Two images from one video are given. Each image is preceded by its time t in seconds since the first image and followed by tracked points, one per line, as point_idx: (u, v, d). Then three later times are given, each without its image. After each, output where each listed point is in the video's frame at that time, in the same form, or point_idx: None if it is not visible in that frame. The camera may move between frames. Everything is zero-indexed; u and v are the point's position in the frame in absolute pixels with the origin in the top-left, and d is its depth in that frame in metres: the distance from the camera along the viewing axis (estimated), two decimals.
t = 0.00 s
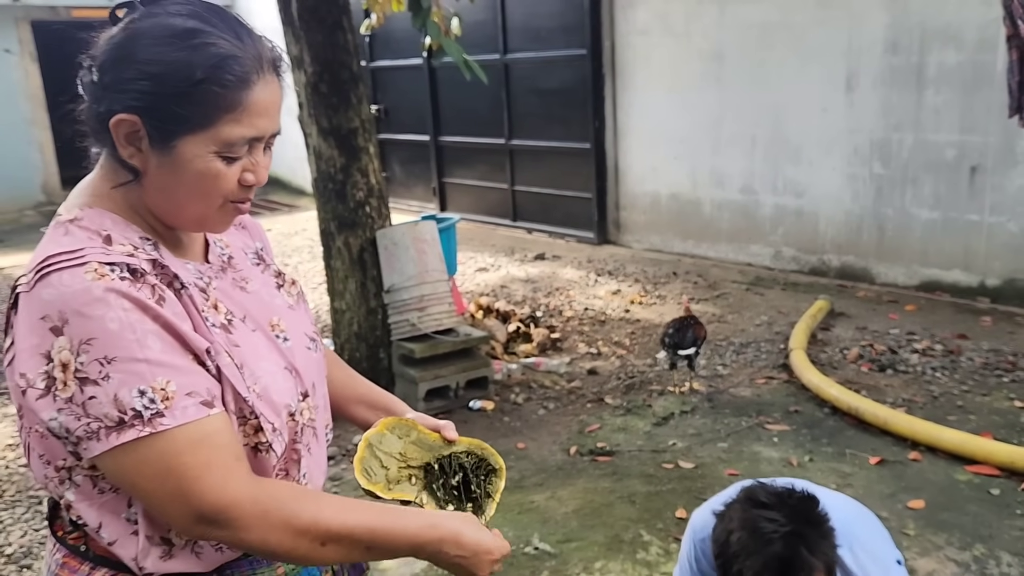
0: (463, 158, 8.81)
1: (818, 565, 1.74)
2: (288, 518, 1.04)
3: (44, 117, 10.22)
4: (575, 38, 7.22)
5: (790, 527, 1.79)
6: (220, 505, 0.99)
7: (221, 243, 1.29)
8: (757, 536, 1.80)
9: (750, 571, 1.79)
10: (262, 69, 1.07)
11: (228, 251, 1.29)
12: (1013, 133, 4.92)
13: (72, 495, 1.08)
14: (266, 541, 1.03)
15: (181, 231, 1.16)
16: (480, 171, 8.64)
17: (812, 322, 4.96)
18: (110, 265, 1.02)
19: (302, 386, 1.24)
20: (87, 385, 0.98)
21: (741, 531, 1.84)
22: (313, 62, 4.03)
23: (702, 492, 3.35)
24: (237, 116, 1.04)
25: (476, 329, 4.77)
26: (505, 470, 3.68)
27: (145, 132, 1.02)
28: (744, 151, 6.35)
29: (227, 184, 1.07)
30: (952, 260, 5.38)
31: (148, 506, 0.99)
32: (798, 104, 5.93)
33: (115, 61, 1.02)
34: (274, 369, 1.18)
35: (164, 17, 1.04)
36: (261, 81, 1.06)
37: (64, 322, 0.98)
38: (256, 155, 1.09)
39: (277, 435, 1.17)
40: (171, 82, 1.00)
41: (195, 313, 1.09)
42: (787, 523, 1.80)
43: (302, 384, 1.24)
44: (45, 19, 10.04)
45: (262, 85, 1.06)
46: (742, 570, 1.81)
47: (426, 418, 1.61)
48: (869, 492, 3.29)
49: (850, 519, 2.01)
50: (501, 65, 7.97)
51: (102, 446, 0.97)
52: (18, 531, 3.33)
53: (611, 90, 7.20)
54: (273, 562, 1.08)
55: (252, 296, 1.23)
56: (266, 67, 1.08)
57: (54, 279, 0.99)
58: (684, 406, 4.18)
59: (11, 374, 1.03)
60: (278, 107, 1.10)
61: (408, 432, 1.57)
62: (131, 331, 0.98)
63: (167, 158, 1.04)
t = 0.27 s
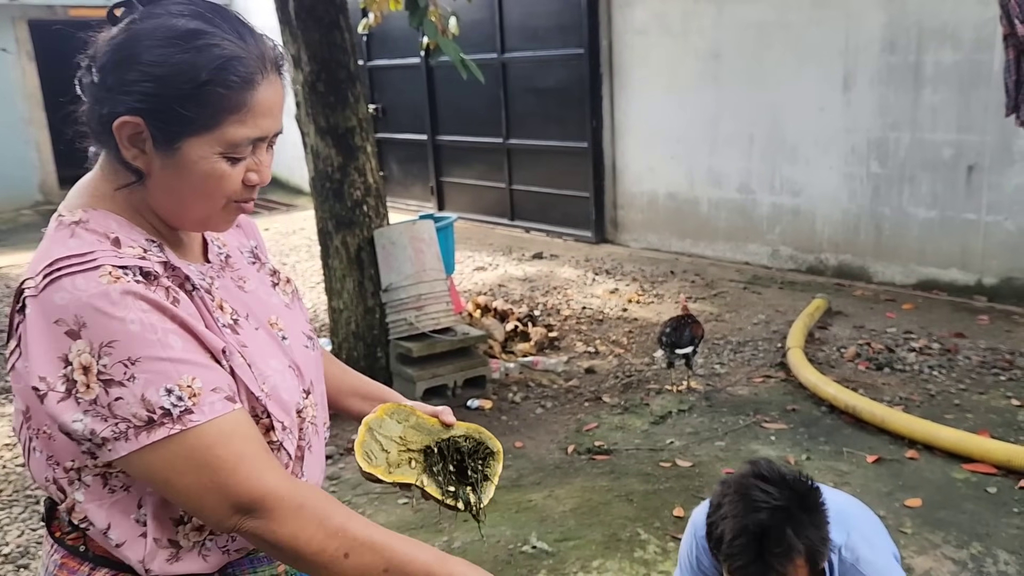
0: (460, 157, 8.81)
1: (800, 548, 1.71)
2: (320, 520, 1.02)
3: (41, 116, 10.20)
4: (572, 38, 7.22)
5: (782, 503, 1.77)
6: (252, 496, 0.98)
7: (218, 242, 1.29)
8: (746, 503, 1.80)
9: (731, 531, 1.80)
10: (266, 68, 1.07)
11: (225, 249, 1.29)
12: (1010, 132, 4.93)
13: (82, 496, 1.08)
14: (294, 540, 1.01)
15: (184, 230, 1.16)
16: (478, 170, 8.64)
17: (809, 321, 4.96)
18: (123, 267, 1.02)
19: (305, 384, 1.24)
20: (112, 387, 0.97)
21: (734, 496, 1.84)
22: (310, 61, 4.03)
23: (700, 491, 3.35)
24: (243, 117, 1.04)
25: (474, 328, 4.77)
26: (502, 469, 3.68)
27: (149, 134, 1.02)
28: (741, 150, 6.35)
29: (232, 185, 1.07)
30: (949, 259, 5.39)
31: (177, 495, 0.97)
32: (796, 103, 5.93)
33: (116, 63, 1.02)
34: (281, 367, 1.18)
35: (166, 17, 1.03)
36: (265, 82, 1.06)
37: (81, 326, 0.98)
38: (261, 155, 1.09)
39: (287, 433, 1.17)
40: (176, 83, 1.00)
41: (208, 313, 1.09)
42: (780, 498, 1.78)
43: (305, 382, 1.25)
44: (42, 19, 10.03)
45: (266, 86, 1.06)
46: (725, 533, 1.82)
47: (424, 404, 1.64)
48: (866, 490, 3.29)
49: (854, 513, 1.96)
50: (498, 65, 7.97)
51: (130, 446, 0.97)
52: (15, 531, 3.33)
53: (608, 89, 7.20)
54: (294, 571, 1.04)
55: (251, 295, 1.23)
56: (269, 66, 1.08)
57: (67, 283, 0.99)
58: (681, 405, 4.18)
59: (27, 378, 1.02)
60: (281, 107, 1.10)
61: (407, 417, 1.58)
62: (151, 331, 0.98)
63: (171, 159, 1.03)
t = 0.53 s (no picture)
0: (458, 156, 8.81)
1: (780, 541, 1.71)
2: (325, 524, 1.03)
3: (38, 115, 10.18)
4: (570, 37, 7.23)
5: (772, 495, 1.76)
6: (257, 501, 0.99)
7: (218, 242, 1.30)
8: (735, 488, 1.81)
9: (716, 514, 1.81)
10: (273, 72, 1.08)
11: (224, 248, 1.30)
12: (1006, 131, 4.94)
13: (88, 498, 1.08)
14: (300, 543, 1.01)
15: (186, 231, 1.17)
16: (475, 169, 8.64)
17: (806, 320, 4.97)
18: (130, 271, 1.02)
19: (306, 383, 1.25)
20: (119, 392, 0.98)
21: (726, 481, 1.85)
22: (307, 60, 4.03)
23: (696, 489, 3.36)
24: (249, 121, 1.05)
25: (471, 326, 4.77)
26: (500, 467, 3.69)
27: (155, 137, 1.03)
28: (738, 149, 6.36)
29: (237, 187, 1.08)
30: (945, 258, 5.40)
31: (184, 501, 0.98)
32: (792, 103, 5.94)
33: (122, 67, 1.02)
34: (285, 368, 1.19)
35: (174, 21, 1.03)
36: (272, 86, 1.07)
37: (88, 331, 0.99)
38: (265, 157, 1.10)
39: (293, 434, 1.17)
40: (184, 87, 1.00)
41: (214, 316, 1.09)
42: (771, 490, 1.77)
43: (306, 381, 1.26)
44: (39, 17, 10.02)
45: (273, 89, 1.07)
46: (710, 513, 1.84)
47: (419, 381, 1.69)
48: (862, 489, 3.30)
49: (852, 514, 1.94)
50: (496, 64, 7.98)
51: (137, 451, 0.97)
52: (12, 530, 3.33)
53: (605, 88, 7.21)
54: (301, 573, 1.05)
55: (251, 294, 1.24)
56: (276, 70, 1.09)
57: (73, 287, 1.00)
58: (678, 404, 4.19)
59: (32, 382, 1.02)
60: (287, 109, 1.10)
61: (404, 394, 1.63)
62: (159, 337, 0.99)
63: (177, 162, 1.04)
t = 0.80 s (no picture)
0: (455, 155, 8.80)
1: (779, 541, 1.71)
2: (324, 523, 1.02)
3: (35, 113, 10.15)
4: (567, 36, 7.22)
5: (774, 495, 1.76)
6: (256, 502, 0.98)
7: (217, 240, 1.29)
8: (738, 486, 1.81)
9: (717, 510, 1.81)
10: (271, 68, 1.07)
11: (224, 247, 1.29)
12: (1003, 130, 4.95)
13: (84, 498, 1.07)
14: (299, 544, 1.01)
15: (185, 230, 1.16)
16: (473, 168, 8.64)
17: (803, 319, 4.97)
18: (127, 271, 1.01)
19: (306, 383, 1.24)
20: (116, 393, 0.97)
21: (729, 477, 1.85)
22: (304, 58, 4.02)
23: (693, 488, 3.36)
24: (248, 118, 1.05)
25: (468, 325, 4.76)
26: (496, 467, 3.69)
27: (154, 136, 1.02)
28: (736, 148, 6.36)
29: (237, 185, 1.08)
30: (942, 258, 5.41)
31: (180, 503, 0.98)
32: (790, 102, 5.94)
33: (119, 66, 1.01)
34: (283, 368, 1.18)
35: (171, 18, 1.02)
36: (270, 82, 1.06)
37: (85, 331, 0.98)
38: (264, 155, 1.10)
39: (292, 435, 1.16)
40: (182, 84, 0.99)
41: (211, 317, 1.09)
42: (774, 490, 1.77)
43: (306, 381, 1.25)
44: (35, 15, 9.99)
45: (271, 86, 1.06)
46: (711, 509, 1.83)
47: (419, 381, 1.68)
48: (859, 488, 3.30)
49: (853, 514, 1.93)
50: (493, 63, 7.97)
51: (134, 453, 0.97)
52: (7, 529, 3.32)
53: (603, 88, 7.20)
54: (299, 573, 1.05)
55: (250, 293, 1.23)
56: (274, 66, 1.08)
57: (70, 287, 0.99)
58: (675, 403, 4.19)
59: (29, 382, 1.01)
60: (285, 105, 1.10)
61: (401, 394, 1.63)
62: (156, 338, 0.98)
63: (176, 160, 1.03)
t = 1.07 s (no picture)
0: (454, 153, 8.79)
1: (780, 539, 1.70)
2: (308, 527, 1.03)
3: (32, 111, 10.14)
4: (566, 34, 7.22)
5: (775, 493, 1.76)
6: (242, 506, 0.99)
7: (217, 235, 1.28)
8: (740, 483, 1.80)
9: (718, 506, 1.80)
10: (267, 61, 1.07)
11: (224, 242, 1.29)
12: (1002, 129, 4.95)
13: (76, 493, 1.07)
14: (284, 547, 1.02)
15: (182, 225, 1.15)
16: (471, 166, 8.64)
17: (801, 318, 4.97)
18: (121, 267, 1.01)
19: (304, 381, 1.24)
20: (103, 390, 0.96)
21: (730, 474, 1.84)
22: (302, 55, 4.01)
23: (691, 486, 3.35)
24: (245, 113, 1.05)
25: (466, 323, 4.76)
26: (494, 464, 3.68)
27: (150, 130, 1.01)
28: (735, 147, 6.36)
29: (234, 179, 1.08)
30: (940, 256, 5.41)
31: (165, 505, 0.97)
32: (788, 100, 5.94)
33: (113, 60, 1.00)
34: (280, 365, 1.18)
35: (165, 11, 1.01)
36: (266, 76, 1.06)
37: (77, 326, 0.97)
38: (262, 149, 1.10)
39: (287, 434, 1.16)
40: (177, 78, 0.99)
41: (206, 314, 1.08)
42: (775, 488, 1.77)
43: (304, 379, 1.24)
44: (33, 13, 9.98)
45: (267, 79, 1.06)
46: (711, 506, 1.83)
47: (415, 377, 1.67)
48: (858, 486, 3.30)
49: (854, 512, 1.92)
50: (492, 61, 7.97)
51: (119, 451, 0.96)
52: (4, 526, 3.31)
53: (601, 86, 7.20)
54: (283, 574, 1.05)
55: (251, 289, 1.23)
56: (270, 59, 1.08)
57: (64, 282, 0.98)
58: (673, 401, 4.19)
59: (21, 376, 1.01)
60: (282, 99, 1.10)
61: (397, 393, 1.61)
62: (148, 336, 0.97)
63: (172, 154, 1.03)
